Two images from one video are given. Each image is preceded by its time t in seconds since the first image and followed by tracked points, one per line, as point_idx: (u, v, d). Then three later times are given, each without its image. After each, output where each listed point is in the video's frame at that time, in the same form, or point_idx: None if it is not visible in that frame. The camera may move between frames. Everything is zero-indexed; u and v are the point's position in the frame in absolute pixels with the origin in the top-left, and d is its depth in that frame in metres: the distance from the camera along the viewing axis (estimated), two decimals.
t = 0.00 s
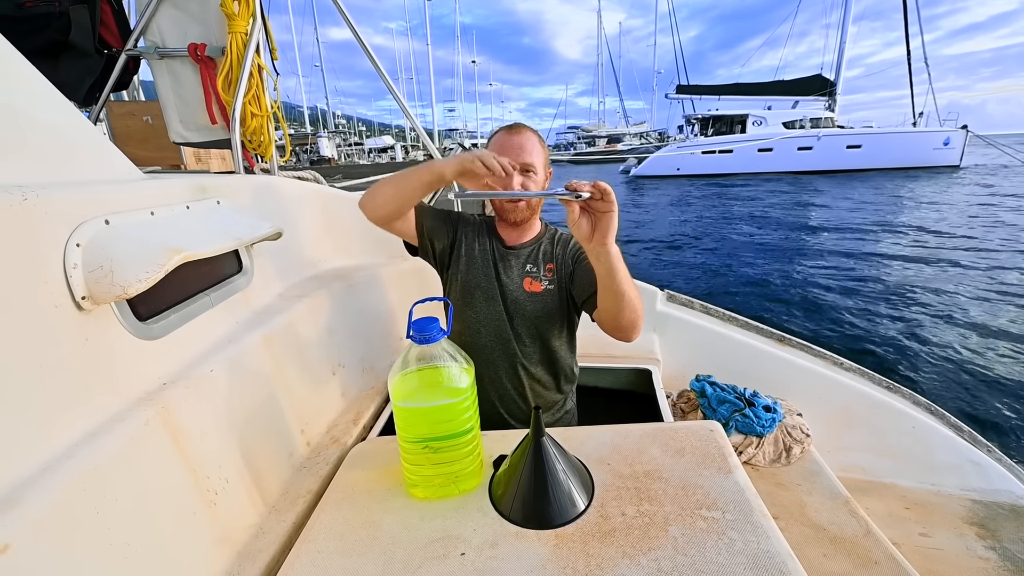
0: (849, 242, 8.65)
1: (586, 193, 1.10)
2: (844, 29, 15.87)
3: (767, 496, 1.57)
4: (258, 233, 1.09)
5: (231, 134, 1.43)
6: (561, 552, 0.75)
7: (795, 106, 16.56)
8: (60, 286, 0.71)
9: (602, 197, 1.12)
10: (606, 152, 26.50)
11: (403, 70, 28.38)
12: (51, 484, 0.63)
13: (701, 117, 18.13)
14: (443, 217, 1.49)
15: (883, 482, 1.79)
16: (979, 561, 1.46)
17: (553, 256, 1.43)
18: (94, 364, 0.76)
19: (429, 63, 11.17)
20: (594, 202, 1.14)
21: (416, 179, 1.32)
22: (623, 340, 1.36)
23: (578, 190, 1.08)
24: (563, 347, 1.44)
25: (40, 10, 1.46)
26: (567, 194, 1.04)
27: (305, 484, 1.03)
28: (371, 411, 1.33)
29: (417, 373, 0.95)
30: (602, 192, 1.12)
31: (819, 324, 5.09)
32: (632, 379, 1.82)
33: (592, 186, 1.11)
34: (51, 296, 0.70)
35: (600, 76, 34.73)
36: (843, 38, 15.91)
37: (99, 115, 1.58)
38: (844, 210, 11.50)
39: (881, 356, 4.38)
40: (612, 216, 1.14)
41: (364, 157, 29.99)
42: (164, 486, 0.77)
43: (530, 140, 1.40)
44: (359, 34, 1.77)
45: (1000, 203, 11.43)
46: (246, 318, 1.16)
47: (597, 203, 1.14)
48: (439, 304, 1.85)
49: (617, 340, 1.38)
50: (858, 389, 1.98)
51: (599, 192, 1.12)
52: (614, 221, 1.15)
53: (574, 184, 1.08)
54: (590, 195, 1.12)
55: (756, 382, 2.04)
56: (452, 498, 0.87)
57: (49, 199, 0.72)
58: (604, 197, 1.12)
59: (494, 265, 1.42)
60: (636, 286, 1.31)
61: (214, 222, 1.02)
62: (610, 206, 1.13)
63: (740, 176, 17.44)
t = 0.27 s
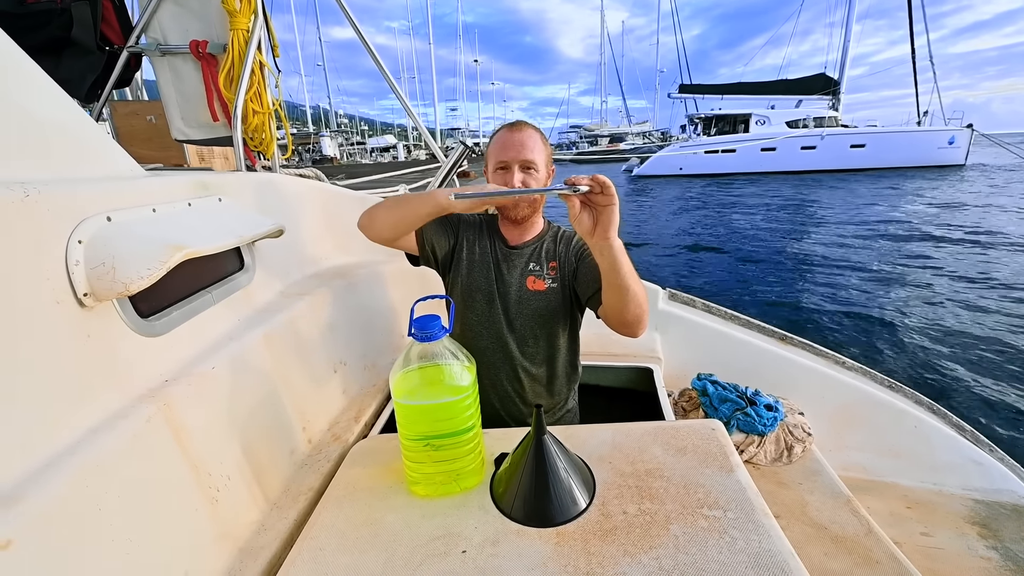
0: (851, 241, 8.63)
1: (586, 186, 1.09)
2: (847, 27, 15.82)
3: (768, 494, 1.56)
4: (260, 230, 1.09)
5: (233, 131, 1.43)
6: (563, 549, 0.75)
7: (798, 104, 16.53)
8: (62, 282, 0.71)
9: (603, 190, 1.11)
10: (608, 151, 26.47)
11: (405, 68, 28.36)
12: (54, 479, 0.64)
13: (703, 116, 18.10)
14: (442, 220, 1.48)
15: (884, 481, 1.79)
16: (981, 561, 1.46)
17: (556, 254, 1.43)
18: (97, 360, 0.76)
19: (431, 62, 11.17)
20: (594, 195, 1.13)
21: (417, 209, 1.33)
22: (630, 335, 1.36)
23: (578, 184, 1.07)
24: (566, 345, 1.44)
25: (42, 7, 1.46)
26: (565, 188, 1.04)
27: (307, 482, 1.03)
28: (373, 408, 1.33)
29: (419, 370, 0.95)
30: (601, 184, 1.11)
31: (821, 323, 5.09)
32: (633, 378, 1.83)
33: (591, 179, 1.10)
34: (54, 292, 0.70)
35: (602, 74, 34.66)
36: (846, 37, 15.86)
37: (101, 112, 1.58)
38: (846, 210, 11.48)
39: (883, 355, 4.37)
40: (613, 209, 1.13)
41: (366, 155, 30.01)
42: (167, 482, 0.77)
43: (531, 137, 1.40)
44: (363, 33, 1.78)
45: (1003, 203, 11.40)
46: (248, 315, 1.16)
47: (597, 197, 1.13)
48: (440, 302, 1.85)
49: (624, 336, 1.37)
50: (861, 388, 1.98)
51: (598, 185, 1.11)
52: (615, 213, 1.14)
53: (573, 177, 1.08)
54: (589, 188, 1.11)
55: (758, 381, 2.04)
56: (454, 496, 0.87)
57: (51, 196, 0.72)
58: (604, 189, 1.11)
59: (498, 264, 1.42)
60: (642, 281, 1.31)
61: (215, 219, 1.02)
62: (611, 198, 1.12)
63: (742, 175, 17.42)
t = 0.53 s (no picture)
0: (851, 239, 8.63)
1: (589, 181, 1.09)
2: (847, 24, 15.80)
3: (769, 492, 1.56)
4: (259, 229, 1.08)
5: (232, 129, 1.43)
6: (564, 548, 0.75)
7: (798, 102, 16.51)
8: (61, 282, 0.71)
9: (606, 185, 1.11)
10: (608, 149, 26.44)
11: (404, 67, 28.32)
12: (53, 480, 0.63)
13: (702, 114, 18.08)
14: (442, 217, 1.46)
15: (885, 478, 1.79)
16: (982, 557, 1.46)
17: (557, 252, 1.43)
18: (95, 360, 0.76)
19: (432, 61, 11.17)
20: (598, 190, 1.13)
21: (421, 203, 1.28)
22: (631, 332, 1.36)
23: (581, 178, 1.07)
24: (568, 343, 1.44)
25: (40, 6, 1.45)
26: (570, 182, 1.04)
27: (307, 481, 1.02)
28: (373, 407, 1.33)
29: (419, 370, 0.94)
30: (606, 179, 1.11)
31: (821, 321, 5.09)
32: (634, 376, 1.82)
33: (595, 174, 1.10)
34: (51, 292, 0.69)
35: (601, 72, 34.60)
36: (846, 34, 15.84)
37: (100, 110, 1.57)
38: (846, 207, 11.47)
39: (883, 352, 4.37)
40: (616, 204, 1.13)
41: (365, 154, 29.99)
42: (166, 482, 0.77)
43: (536, 136, 1.39)
44: (363, 32, 1.78)
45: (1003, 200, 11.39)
46: (247, 314, 1.15)
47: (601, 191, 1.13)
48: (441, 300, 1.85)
49: (626, 333, 1.37)
50: (861, 385, 1.98)
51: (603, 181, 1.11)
52: (618, 208, 1.15)
53: (577, 172, 1.08)
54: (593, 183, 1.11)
55: (759, 378, 2.04)
56: (454, 494, 0.87)
57: (48, 195, 0.72)
58: (608, 184, 1.11)
59: (499, 262, 1.41)
60: (644, 278, 1.31)
61: (214, 218, 1.01)
62: (614, 194, 1.12)
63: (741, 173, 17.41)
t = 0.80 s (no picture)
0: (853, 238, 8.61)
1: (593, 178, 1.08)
2: (850, 22, 15.76)
3: (770, 491, 1.56)
4: (259, 226, 1.08)
5: (232, 126, 1.42)
6: (564, 546, 0.75)
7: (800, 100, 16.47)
8: (59, 278, 0.70)
9: (610, 183, 1.11)
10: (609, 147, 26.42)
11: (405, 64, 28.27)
12: (52, 476, 0.63)
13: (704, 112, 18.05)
14: (439, 219, 1.45)
15: (886, 478, 1.79)
16: (982, 556, 1.46)
17: (559, 250, 1.42)
18: (95, 356, 0.75)
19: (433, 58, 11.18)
20: (601, 189, 1.13)
21: (425, 211, 1.25)
22: (633, 331, 1.36)
23: (585, 176, 1.07)
24: (570, 341, 1.44)
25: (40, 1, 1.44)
26: (573, 181, 1.04)
27: (307, 479, 1.02)
28: (374, 405, 1.33)
29: (419, 368, 0.94)
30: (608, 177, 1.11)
31: (822, 320, 5.08)
32: (635, 374, 1.82)
33: (597, 172, 1.09)
34: (50, 289, 0.69)
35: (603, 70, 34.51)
36: (848, 32, 15.79)
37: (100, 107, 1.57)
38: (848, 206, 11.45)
39: (885, 351, 4.37)
40: (620, 203, 1.14)
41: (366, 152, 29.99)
42: (166, 479, 0.77)
43: (541, 134, 1.39)
44: (362, 27, 1.76)
45: (1005, 199, 11.36)
46: (248, 311, 1.15)
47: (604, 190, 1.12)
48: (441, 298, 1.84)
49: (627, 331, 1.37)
50: (863, 384, 1.97)
51: (605, 178, 1.11)
52: (622, 207, 1.15)
53: (580, 170, 1.07)
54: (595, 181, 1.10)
55: (760, 378, 2.03)
56: (455, 493, 0.87)
57: (47, 191, 0.71)
58: (611, 182, 1.11)
59: (501, 261, 1.41)
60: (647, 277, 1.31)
61: (214, 215, 1.01)
62: (618, 192, 1.12)
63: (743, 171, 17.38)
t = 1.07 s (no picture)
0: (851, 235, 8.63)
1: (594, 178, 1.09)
2: (849, 19, 15.73)
3: (769, 487, 1.57)
4: (258, 223, 1.07)
5: (230, 124, 1.41)
6: (564, 543, 0.75)
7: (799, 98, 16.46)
8: (56, 277, 0.70)
9: (612, 183, 1.11)
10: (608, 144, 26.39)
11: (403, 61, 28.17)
12: (51, 475, 0.63)
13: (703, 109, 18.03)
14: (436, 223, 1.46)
15: (884, 474, 1.80)
16: (978, 552, 1.47)
17: (560, 249, 1.43)
18: (93, 355, 0.75)
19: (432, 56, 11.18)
20: (603, 188, 1.13)
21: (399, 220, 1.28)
22: (632, 330, 1.36)
23: (586, 176, 1.07)
24: (573, 339, 1.45)
25: None
26: (575, 180, 1.05)
27: (307, 477, 1.02)
28: (374, 403, 1.33)
29: (419, 365, 0.94)
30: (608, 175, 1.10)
31: (821, 317, 5.09)
32: (635, 372, 1.82)
33: (597, 170, 1.10)
34: (47, 287, 0.69)
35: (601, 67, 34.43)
36: (847, 29, 15.76)
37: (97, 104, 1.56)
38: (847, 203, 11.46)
39: (883, 348, 4.38)
40: (622, 203, 1.13)
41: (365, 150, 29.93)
42: (165, 478, 0.77)
43: (545, 134, 1.39)
44: (362, 24, 1.75)
45: (1003, 196, 11.38)
46: (247, 310, 1.15)
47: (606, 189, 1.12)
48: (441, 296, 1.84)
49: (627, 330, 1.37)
50: (861, 381, 1.98)
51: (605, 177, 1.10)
52: (624, 207, 1.14)
53: (581, 169, 1.08)
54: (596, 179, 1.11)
55: (759, 375, 2.03)
56: (454, 490, 0.87)
57: (43, 188, 0.71)
58: (613, 181, 1.11)
59: (502, 261, 1.41)
60: (648, 276, 1.31)
61: (212, 212, 1.00)
62: (620, 192, 1.12)
63: (741, 168, 17.38)
